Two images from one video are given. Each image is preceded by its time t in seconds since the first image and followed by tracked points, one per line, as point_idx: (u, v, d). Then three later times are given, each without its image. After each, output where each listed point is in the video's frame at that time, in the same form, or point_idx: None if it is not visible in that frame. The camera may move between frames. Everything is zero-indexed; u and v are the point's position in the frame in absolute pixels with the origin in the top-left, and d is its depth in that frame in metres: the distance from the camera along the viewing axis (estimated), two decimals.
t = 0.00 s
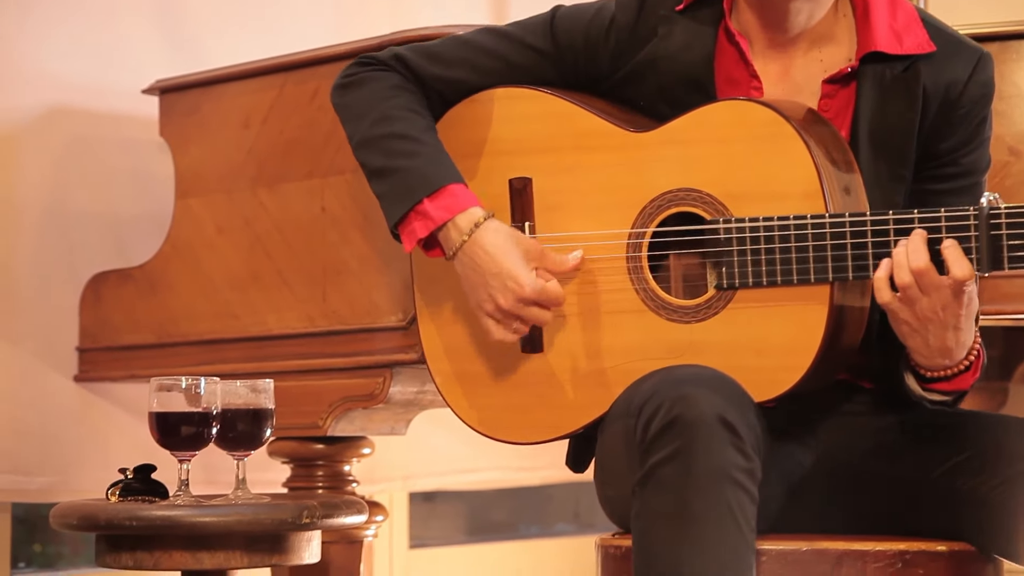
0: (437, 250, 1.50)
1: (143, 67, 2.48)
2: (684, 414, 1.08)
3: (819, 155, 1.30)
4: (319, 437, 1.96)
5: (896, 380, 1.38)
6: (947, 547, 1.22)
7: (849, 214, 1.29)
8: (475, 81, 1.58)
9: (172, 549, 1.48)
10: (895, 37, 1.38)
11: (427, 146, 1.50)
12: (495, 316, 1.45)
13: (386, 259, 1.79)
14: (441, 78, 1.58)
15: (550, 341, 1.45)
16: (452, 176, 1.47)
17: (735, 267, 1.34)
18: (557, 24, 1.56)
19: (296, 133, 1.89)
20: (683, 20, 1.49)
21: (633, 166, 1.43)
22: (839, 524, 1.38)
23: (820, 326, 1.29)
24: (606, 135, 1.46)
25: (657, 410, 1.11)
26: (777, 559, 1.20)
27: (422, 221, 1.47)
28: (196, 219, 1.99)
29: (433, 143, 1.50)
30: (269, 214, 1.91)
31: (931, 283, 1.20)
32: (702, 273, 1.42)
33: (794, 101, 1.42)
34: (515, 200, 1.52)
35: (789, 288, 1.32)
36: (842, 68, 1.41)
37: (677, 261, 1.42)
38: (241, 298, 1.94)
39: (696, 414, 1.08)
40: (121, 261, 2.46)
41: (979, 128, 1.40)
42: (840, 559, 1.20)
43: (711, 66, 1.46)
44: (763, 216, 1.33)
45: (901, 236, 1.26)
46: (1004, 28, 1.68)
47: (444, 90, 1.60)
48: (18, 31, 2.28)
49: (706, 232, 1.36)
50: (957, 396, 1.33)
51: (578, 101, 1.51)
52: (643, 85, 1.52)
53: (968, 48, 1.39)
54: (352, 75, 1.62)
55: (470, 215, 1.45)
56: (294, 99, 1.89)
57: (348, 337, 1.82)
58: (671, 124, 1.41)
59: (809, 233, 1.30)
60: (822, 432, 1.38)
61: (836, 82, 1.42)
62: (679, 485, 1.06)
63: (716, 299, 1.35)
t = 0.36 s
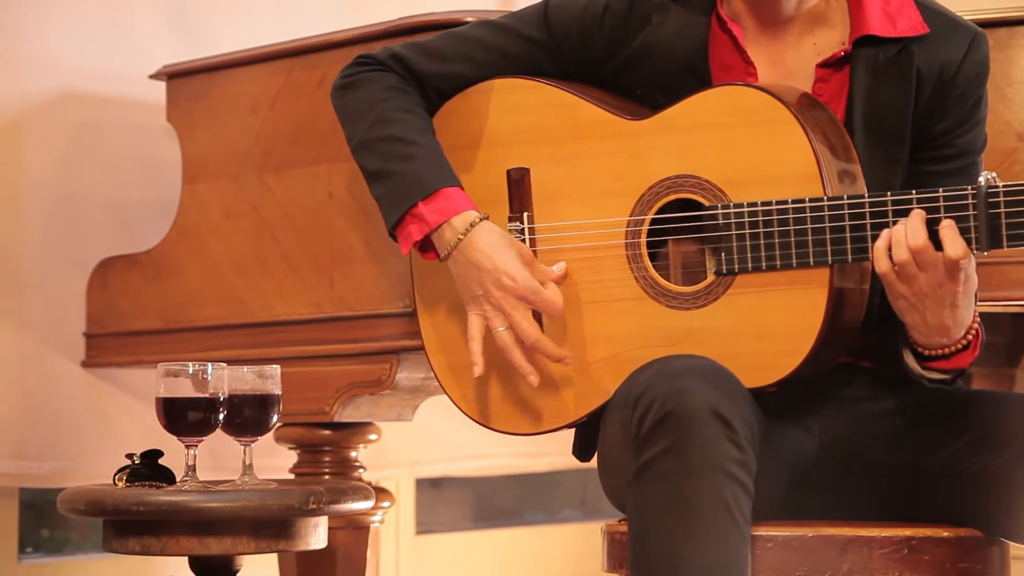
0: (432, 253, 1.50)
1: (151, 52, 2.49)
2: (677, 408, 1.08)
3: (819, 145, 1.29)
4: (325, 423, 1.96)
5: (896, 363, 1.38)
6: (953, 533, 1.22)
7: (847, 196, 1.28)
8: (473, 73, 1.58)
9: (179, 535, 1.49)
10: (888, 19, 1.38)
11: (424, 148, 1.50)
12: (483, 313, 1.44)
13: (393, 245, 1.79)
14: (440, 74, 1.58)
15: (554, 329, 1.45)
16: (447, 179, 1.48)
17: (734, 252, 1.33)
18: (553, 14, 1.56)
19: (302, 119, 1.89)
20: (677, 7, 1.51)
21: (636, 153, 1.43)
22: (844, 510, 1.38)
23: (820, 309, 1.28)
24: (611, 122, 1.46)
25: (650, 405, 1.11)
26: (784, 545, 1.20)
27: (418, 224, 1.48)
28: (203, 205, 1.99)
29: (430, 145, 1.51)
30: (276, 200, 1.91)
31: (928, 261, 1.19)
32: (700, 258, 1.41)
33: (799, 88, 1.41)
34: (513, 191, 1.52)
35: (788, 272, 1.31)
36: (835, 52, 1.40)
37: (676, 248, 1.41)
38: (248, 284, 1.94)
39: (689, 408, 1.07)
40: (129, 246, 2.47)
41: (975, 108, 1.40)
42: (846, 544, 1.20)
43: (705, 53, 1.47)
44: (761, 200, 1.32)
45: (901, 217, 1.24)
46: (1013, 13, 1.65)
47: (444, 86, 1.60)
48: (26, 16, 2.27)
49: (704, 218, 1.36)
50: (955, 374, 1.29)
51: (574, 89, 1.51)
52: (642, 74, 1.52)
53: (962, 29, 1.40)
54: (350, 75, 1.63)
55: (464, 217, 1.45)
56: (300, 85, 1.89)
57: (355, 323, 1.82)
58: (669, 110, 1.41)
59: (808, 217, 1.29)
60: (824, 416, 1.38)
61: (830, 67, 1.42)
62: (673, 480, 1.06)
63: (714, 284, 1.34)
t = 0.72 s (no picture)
0: (474, 190, 1.47)
1: (154, 41, 2.49)
2: (678, 405, 1.08)
3: (825, 133, 1.29)
4: (329, 412, 1.96)
5: (901, 351, 1.37)
6: (956, 522, 1.22)
7: (854, 191, 1.28)
8: (481, 41, 1.56)
9: (183, 523, 1.49)
10: None
11: (450, 90, 1.49)
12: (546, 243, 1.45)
13: (397, 234, 1.79)
14: (450, 36, 1.56)
15: (557, 318, 1.45)
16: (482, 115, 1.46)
17: (740, 245, 1.33)
18: None
19: (306, 108, 1.88)
20: None
21: (640, 142, 1.42)
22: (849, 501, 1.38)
23: (827, 302, 1.28)
24: (616, 109, 1.45)
25: (652, 401, 1.10)
26: (787, 534, 1.20)
27: (459, 160, 1.45)
28: (206, 194, 1.99)
29: (455, 88, 1.49)
30: (280, 189, 1.91)
31: (939, 259, 1.19)
32: (706, 250, 1.39)
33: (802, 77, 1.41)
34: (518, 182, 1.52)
35: (793, 266, 1.31)
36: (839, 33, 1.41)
37: (680, 238, 1.41)
38: (251, 273, 1.94)
39: (690, 405, 1.07)
40: (131, 235, 2.47)
41: (976, 86, 1.41)
42: (849, 535, 1.20)
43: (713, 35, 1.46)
44: (767, 193, 1.32)
45: (909, 213, 1.24)
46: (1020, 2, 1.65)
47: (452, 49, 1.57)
48: (30, 6, 2.27)
49: (709, 209, 1.36)
50: (967, 367, 1.30)
51: (579, 78, 1.51)
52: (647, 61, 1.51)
53: (962, 7, 1.41)
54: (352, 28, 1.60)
55: (506, 152, 1.43)
56: (303, 73, 1.88)
57: (359, 312, 1.82)
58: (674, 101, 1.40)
59: (815, 211, 1.29)
60: (829, 407, 1.37)
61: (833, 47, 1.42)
62: (674, 478, 1.06)
63: (719, 277, 1.34)
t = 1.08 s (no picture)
0: (469, 204, 1.49)
1: (156, 33, 2.49)
2: (685, 398, 1.08)
3: (826, 132, 1.29)
4: (329, 404, 1.96)
5: (904, 344, 1.37)
6: (957, 515, 1.22)
7: (853, 182, 1.27)
8: (481, 55, 1.56)
9: (183, 515, 1.49)
10: None
11: (446, 110, 1.50)
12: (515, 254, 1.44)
13: (398, 227, 1.78)
14: (448, 55, 1.56)
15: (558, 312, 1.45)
16: (477, 130, 1.48)
17: (739, 238, 1.33)
18: None
19: (307, 100, 1.88)
20: None
21: (641, 135, 1.42)
22: (848, 493, 1.38)
23: (825, 294, 1.28)
24: (617, 104, 1.45)
25: (658, 394, 1.10)
26: (788, 527, 1.20)
27: (453, 176, 1.47)
28: (207, 186, 1.98)
29: (451, 107, 1.51)
30: (280, 181, 1.90)
31: (937, 247, 1.18)
32: (707, 245, 1.40)
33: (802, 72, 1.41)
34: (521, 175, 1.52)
35: (793, 259, 1.31)
36: (837, 33, 1.41)
37: (682, 234, 1.41)
38: (252, 265, 1.94)
39: (697, 397, 1.08)
40: (131, 227, 2.46)
41: (976, 86, 1.40)
42: (850, 526, 1.20)
43: (707, 34, 1.47)
44: (767, 186, 1.32)
45: (907, 203, 1.23)
46: None
47: (456, 71, 1.58)
48: None
49: (710, 203, 1.36)
50: (967, 361, 1.29)
51: (581, 74, 1.52)
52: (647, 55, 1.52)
53: (961, 6, 1.40)
54: (355, 63, 1.62)
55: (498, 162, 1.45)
56: (305, 66, 1.88)
57: (360, 304, 1.81)
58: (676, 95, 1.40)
59: (813, 201, 1.28)
60: (830, 400, 1.37)
61: (830, 48, 1.42)
62: (679, 470, 1.06)
63: (720, 270, 1.34)
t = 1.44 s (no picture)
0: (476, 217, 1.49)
1: (154, 31, 2.48)
2: (681, 397, 1.08)
3: (823, 136, 1.29)
4: (327, 403, 1.95)
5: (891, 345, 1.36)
6: (954, 514, 1.22)
7: (847, 182, 1.27)
8: (480, 56, 1.56)
9: (180, 514, 1.49)
10: (886, 9, 1.38)
11: (451, 121, 1.51)
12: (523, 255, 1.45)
13: (396, 226, 1.78)
14: (448, 57, 1.56)
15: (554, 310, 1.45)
16: (478, 146, 1.47)
17: (734, 238, 1.33)
18: None
19: (305, 99, 1.88)
20: None
21: (638, 135, 1.43)
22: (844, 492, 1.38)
23: (819, 294, 1.28)
24: (614, 104, 1.45)
25: (655, 393, 1.10)
26: (785, 526, 1.20)
27: (456, 190, 1.47)
28: (205, 184, 1.98)
29: (457, 118, 1.51)
30: (278, 179, 1.90)
31: (918, 257, 1.19)
32: (705, 245, 1.41)
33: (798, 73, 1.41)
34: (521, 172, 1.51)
35: (787, 258, 1.31)
36: (833, 43, 1.40)
37: (680, 233, 1.42)
38: (250, 263, 1.94)
39: (693, 397, 1.08)
40: (129, 224, 2.46)
41: (974, 98, 1.39)
42: (846, 526, 1.21)
43: (706, 41, 1.48)
44: (763, 185, 1.32)
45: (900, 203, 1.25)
46: None
47: (456, 72, 1.58)
48: None
49: (707, 202, 1.36)
50: (950, 366, 1.27)
51: (581, 73, 1.51)
52: (646, 55, 1.52)
53: (962, 15, 1.38)
54: (359, 65, 1.62)
55: (496, 181, 1.45)
56: (303, 64, 1.88)
57: (358, 303, 1.81)
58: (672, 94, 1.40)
59: (808, 202, 1.28)
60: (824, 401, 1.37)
61: (827, 59, 1.42)
62: (675, 470, 1.06)
63: (715, 269, 1.34)
